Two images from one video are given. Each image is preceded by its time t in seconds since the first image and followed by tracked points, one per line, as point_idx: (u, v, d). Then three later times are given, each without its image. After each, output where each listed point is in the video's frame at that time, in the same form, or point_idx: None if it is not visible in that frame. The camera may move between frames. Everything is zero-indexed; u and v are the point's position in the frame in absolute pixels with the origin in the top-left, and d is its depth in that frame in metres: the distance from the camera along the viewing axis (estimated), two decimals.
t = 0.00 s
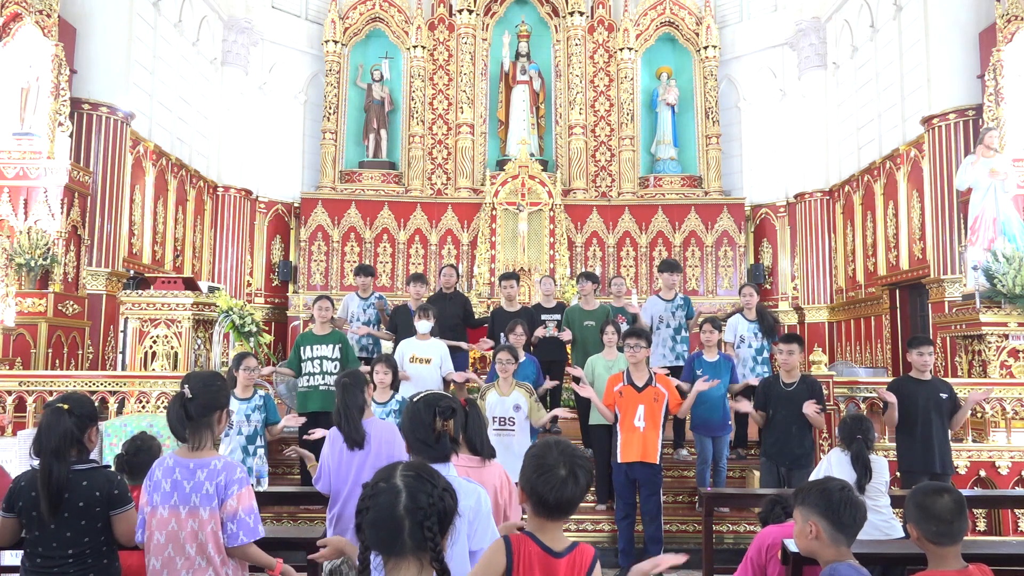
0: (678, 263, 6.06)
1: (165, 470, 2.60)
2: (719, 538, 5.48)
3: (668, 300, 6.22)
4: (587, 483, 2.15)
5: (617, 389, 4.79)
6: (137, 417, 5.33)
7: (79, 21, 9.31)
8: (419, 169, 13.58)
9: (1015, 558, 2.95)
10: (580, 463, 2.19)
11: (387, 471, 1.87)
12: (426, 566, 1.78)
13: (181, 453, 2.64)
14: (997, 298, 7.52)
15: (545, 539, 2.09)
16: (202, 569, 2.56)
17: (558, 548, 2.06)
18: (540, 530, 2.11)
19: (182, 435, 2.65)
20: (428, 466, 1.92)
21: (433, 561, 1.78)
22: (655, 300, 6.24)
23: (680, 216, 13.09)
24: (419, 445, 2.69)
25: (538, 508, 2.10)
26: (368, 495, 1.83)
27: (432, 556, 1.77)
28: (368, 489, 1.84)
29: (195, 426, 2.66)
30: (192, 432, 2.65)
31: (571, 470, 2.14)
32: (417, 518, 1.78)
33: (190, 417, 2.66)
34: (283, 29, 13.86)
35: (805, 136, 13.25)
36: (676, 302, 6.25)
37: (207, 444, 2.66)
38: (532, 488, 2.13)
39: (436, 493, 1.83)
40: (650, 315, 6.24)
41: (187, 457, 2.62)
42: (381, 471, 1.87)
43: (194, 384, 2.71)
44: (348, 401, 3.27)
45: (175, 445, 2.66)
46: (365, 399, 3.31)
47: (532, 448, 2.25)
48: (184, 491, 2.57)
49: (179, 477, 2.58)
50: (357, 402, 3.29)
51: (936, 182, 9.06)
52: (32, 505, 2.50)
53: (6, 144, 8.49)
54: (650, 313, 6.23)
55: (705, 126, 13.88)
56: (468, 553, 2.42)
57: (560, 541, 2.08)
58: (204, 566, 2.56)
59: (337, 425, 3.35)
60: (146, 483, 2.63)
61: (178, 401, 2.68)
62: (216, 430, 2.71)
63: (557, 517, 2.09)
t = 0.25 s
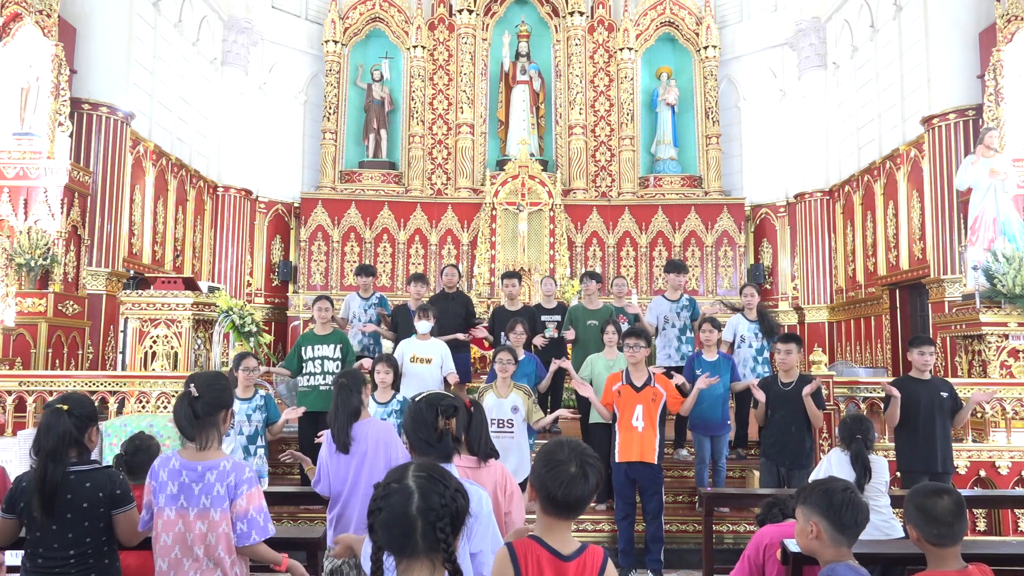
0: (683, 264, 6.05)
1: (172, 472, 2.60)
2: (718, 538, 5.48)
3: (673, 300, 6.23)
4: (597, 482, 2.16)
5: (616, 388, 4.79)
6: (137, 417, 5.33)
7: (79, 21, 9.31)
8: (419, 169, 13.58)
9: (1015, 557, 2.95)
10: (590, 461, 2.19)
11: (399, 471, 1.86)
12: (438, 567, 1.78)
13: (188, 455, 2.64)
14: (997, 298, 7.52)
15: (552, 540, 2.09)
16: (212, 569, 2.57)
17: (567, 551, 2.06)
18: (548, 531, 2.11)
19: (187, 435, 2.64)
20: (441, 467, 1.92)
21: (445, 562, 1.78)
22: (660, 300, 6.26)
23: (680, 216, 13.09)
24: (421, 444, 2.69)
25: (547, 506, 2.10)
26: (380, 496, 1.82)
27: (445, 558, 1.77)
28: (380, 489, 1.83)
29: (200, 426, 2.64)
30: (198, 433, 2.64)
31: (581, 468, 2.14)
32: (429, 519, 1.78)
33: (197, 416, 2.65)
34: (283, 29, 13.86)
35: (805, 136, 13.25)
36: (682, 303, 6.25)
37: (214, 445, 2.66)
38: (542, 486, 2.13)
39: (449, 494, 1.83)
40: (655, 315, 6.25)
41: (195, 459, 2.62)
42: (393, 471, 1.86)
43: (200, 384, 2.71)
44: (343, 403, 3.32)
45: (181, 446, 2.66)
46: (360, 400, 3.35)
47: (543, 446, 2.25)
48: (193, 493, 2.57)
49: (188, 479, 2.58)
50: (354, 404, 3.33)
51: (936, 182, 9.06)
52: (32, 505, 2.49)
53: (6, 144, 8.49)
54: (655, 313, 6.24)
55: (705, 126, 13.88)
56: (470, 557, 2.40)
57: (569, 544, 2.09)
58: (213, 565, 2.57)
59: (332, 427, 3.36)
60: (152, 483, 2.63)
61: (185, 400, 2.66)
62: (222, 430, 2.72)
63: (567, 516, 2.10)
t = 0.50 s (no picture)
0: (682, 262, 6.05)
1: (177, 471, 2.61)
2: (718, 538, 5.49)
3: (673, 298, 6.22)
4: (600, 484, 2.15)
5: (615, 389, 4.79)
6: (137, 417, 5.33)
7: (79, 21, 9.32)
8: (419, 169, 13.58)
9: (1015, 558, 2.95)
10: (593, 462, 2.19)
11: (411, 470, 1.85)
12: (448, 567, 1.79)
13: (193, 454, 2.64)
14: (997, 298, 7.53)
15: (554, 541, 2.09)
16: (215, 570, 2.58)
17: (571, 553, 2.05)
18: (551, 531, 2.11)
19: (189, 436, 2.63)
20: (452, 466, 1.91)
21: (454, 563, 1.79)
22: (660, 299, 6.24)
23: (680, 216, 13.09)
24: (421, 440, 2.69)
25: (551, 505, 2.10)
26: (392, 495, 1.81)
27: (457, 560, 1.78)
28: (392, 488, 1.82)
29: (203, 427, 2.64)
30: (201, 433, 2.64)
31: (585, 468, 2.14)
32: (441, 520, 1.77)
33: (198, 417, 2.64)
34: (283, 29, 13.87)
35: (805, 136, 13.25)
36: (682, 301, 6.23)
37: (218, 445, 2.66)
38: (546, 485, 2.13)
39: (461, 495, 1.82)
40: (655, 314, 6.24)
41: (200, 459, 2.62)
42: (405, 470, 1.85)
43: (199, 383, 2.71)
44: (341, 405, 3.30)
45: (185, 445, 2.66)
46: (357, 401, 3.33)
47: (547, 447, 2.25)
48: (197, 493, 2.58)
49: (193, 480, 2.58)
50: (352, 404, 3.31)
51: (936, 182, 9.06)
52: (30, 506, 2.48)
53: (6, 144, 8.49)
54: (655, 312, 6.23)
55: (705, 126, 13.88)
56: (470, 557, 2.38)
57: (573, 545, 2.08)
58: (217, 566, 2.58)
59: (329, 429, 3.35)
60: (158, 480, 2.65)
61: (185, 400, 2.66)
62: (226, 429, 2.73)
63: (570, 517, 2.10)
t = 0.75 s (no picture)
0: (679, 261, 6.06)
1: (182, 470, 2.60)
2: (719, 538, 5.49)
3: (670, 297, 6.23)
4: (598, 480, 2.16)
5: (615, 389, 4.79)
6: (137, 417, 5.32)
7: (79, 21, 9.32)
8: (419, 169, 13.58)
9: (1014, 558, 2.95)
10: (589, 458, 2.21)
11: (432, 469, 1.86)
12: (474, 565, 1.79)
13: (198, 454, 2.64)
14: (997, 298, 7.52)
15: (556, 540, 2.09)
16: (217, 570, 2.58)
17: (572, 551, 2.05)
18: (553, 530, 2.11)
19: (193, 437, 2.64)
20: (469, 466, 1.93)
21: (479, 560, 1.79)
22: (658, 298, 6.23)
23: (680, 216, 13.09)
24: (422, 439, 2.68)
25: (550, 503, 2.11)
26: (415, 494, 1.80)
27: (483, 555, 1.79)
28: (414, 487, 1.82)
29: (208, 427, 2.65)
30: (206, 434, 2.65)
31: (582, 465, 2.15)
32: (467, 516, 1.78)
33: (201, 419, 2.65)
34: (283, 29, 13.87)
35: (805, 136, 13.25)
36: (678, 301, 6.24)
37: (224, 445, 2.67)
38: (543, 483, 2.14)
39: (484, 492, 1.83)
40: (652, 313, 6.24)
41: (206, 459, 2.62)
42: (426, 469, 1.85)
43: (198, 387, 2.72)
44: (342, 404, 3.30)
45: (190, 443, 2.66)
46: (360, 402, 3.33)
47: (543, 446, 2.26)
48: (202, 493, 2.58)
49: (199, 479, 2.58)
50: (353, 404, 3.31)
51: (936, 182, 9.06)
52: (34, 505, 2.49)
53: (6, 144, 8.49)
54: (652, 312, 6.23)
55: (705, 126, 13.88)
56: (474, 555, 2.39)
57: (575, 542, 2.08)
58: (219, 567, 2.58)
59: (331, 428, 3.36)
60: (161, 478, 2.64)
61: (185, 405, 2.67)
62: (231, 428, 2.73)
63: (570, 515, 2.09)
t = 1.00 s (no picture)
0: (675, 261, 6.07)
1: (186, 466, 2.62)
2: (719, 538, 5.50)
3: (665, 298, 6.22)
4: (601, 485, 2.15)
5: (614, 391, 4.79)
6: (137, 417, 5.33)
7: (79, 21, 9.32)
8: (419, 169, 13.58)
9: (1015, 558, 2.95)
10: (593, 463, 2.18)
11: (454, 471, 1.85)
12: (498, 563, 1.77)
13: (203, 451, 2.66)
14: (997, 298, 7.53)
15: (563, 544, 2.09)
16: (213, 571, 2.57)
17: (579, 553, 2.07)
18: (558, 535, 2.11)
19: (199, 439, 2.63)
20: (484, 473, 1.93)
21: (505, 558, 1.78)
22: (654, 299, 6.23)
23: (680, 216, 13.09)
24: (425, 443, 2.65)
25: (555, 510, 2.10)
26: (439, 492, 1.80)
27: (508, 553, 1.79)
28: (438, 488, 1.81)
29: (215, 428, 2.64)
30: (213, 436, 2.65)
31: (587, 470, 2.13)
32: (494, 512, 1.78)
33: (207, 420, 2.64)
34: (283, 29, 13.86)
35: (805, 136, 13.26)
36: (674, 301, 6.22)
37: (229, 445, 2.68)
38: (547, 490, 2.13)
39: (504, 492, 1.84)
40: (648, 315, 6.23)
41: (211, 457, 2.63)
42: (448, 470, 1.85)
43: (205, 387, 2.69)
44: (343, 404, 3.30)
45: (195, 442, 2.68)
46: (360, 402, 3.32)
47: (546, 451, 2.24)
48: (205, 489, 2.59)
49: (202, 475, 2.60)
50: (354, 403, 3.30)
51: (936, 183, 9.06)
52: (40, 504, 2.49)
53: (6, 144, 8.49)
54: (648, 313, 6.22)
55: (705, 126, 13.88)
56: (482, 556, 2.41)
57: (580, 544, 2.09)
58: (216, 567, 2.57)
59: (332, 428, 3.36)
60: (166, 476, 2.64)
61: (191, 405, 2.64)
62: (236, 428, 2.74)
63: (575, 520, 2.10)
